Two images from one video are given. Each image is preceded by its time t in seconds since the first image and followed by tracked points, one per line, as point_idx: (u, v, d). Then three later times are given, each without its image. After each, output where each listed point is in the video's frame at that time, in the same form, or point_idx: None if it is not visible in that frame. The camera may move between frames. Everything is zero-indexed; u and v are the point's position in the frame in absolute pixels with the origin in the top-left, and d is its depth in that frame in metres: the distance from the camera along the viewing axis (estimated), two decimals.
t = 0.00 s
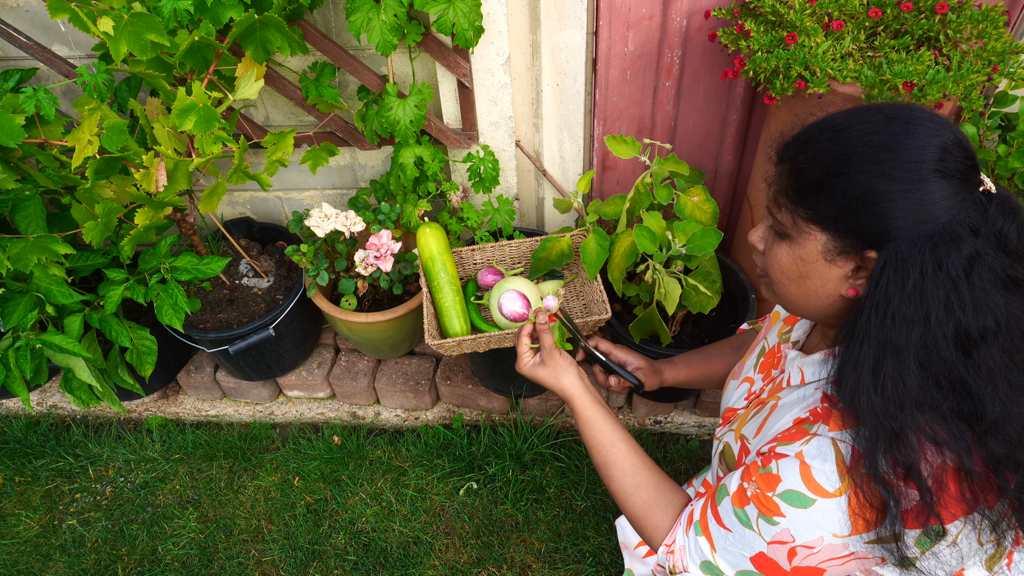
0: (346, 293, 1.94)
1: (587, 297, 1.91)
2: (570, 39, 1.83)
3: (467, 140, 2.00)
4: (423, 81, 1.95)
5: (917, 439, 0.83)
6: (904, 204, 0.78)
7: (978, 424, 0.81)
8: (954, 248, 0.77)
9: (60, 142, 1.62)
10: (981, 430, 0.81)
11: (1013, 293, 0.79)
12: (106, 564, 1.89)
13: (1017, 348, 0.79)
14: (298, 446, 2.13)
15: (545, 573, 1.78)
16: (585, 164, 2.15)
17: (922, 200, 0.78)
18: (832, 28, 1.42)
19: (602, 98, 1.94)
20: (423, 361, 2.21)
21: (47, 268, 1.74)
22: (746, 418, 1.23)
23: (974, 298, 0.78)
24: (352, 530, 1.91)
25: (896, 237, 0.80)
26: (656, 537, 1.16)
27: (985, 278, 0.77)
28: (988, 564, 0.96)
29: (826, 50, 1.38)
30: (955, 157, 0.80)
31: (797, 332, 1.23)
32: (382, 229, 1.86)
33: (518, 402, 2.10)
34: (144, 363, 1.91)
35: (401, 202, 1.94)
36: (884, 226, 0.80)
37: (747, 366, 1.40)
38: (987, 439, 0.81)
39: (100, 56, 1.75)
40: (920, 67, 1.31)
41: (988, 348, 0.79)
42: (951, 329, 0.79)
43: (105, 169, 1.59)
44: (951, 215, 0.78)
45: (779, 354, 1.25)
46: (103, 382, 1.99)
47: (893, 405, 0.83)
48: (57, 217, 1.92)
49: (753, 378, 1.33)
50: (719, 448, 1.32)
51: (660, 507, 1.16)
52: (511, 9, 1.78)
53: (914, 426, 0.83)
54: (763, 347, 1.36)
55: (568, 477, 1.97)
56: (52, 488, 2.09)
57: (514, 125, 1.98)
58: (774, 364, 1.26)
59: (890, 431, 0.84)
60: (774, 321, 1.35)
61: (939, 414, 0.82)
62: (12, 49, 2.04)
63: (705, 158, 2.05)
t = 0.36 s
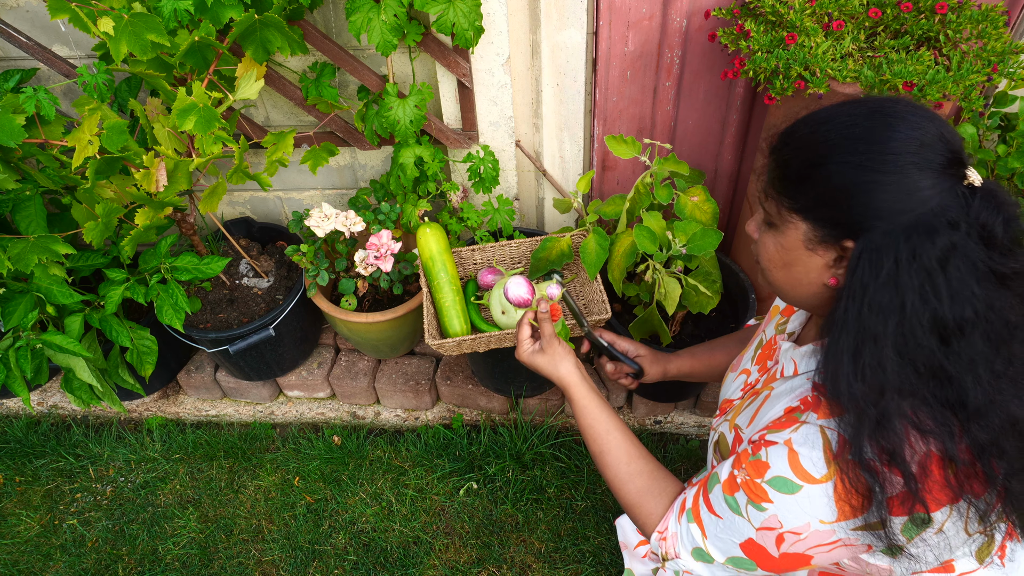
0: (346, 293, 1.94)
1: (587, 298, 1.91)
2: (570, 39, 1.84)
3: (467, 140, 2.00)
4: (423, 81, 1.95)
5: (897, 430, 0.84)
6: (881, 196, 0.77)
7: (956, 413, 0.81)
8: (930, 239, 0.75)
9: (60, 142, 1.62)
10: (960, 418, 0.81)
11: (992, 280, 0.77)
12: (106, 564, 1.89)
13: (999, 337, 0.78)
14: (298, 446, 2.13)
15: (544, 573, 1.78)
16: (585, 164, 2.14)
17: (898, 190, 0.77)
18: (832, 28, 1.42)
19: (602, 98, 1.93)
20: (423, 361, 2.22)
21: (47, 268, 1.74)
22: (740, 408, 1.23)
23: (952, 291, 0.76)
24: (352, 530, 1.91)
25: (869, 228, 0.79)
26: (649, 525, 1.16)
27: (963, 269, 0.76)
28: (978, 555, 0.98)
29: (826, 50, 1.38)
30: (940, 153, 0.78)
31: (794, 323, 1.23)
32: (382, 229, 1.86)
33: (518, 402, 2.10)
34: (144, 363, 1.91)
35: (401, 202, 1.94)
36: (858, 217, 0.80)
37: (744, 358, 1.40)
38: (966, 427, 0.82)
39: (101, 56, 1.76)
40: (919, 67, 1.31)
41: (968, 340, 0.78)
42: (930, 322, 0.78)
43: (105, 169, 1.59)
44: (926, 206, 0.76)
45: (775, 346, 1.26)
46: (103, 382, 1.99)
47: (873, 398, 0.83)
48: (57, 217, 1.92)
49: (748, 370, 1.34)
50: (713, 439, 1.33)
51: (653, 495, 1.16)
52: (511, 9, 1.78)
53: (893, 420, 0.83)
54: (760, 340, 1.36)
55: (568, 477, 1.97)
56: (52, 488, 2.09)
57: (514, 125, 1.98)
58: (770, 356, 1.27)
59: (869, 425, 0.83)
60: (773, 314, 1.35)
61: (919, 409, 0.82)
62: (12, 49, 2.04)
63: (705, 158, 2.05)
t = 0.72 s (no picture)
0: (346, 293, 1.94)
1: (587, 298, 1.91)
2: (570, 39, 1.84)
3: (467, 140, 2.00)
4: (423, 81, 1.95)
5: (912, 360, 0.88)
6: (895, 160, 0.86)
7: (979, 348, 0.83)
8: (933, 192, 0.81)
9: (60, 142, 1.62)
10: (984, 353, 0.83)
11: (1016, 222, 0.79)
12: (106, 564, 1.89)
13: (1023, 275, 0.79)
14: (298, 446, 2.13)
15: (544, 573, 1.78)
16: (585, 165, 2.14)
17: (903, 150, 0.86)
18: (832, 28, 1.42)
19: (601, 98, 1.93)
20: (423, 361, 2.22)
21: (47, 268, 1.74)
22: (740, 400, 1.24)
23: (960, 236, 0.80)
24: (352, 530, 1.91)
25: (881, 179, 0.88)
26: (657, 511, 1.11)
27: (973, 214, 0.79)
28: (1005, 517, 0.99)
29: (826, 50, 1.38)
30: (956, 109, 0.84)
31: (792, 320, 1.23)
32: (382, 229, 1.86)
33: (518, 401, 2.10)
34: (144, 363, 1.91)
35: (401, 202, 1.94)
36: (875, 171, 0.89)
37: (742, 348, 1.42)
38: (992, 356, 0.83)
39: (101, 56, 1.76)
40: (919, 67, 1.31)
41: (978, 285, 0.80)
42: (938, 267, 0.82)
43: (105, 169, 1.59)
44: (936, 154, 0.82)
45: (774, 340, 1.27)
46: (104, 382, 1.99)
47: (887, 341, 0.88)
48: (57, 217, 1.93)
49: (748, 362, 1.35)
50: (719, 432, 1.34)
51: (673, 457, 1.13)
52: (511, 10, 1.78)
53: (908, 346, 0.88)
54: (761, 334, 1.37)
55: (568, 477, 1.97)
56: (52, 488, 2.09)
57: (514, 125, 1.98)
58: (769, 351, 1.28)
59: (883, 357, 0.89)
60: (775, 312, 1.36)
61: (935, 348, 0.85)
62: (12, 49, 2.04)
63: (705, 158, 2.05)
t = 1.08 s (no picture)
0: (346, 293, 1.94)
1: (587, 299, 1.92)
2: (570, 39, 1.83)
3: (467, 140, 2.00)
4: (423, 81, 1.95)
5: (887, 361, 0.90)
6: (873, 162, 0.86)
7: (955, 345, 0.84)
8: (908, 196, 0.82)
9: (60, 142, 1.62)
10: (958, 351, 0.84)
11: (990, 230, 0.79)
12: (106, 564, 1.89)
13: (998, 281, 0.79)
14: (298, 446, 2.13)
15: (544, 573, 1.78)
16: (585, 165, 2.14)
17: (881, 152, 0.86)
18: (832, 28, 1.41)
19: (602, 98, 1.93)
20: (423, 361, 2.21)
21: (47, 268, 1.74)
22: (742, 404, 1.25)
23: (933, 241, 0.81)
24: (352, 530, 1.91)
25: (857, 182, 0.89)
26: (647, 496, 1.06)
27: (947, 219, 0.80)
28: (993, 511, 1.00)
29: (826, 50, 1.38)
30: (943, 112, 0.83)
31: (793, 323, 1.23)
32: (382, 229, 1.86)
33: (518, 401, 2.10)
34: (144, 363, 1.91)
35: (401, 203, 1.94)
36: (852, 172, 0.90)
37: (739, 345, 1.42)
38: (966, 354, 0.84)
39: (101, 56, 1.75)
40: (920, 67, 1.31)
41: (952, 288, 0.81)
42: (910, 271, 0.84)
43: (105, 169, 1.59)
44: (912, 160, 0.83)
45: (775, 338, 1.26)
46: (103, 382, 1.99)
47: (860, 343, 0.90)
48: (57, 217, 1.93)
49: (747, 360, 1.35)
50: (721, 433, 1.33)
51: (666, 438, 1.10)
52: (512, 9, 1.78)
53: (882, 348, 0.90)
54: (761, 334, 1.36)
55: (568, 477, 1.97)
56: (52, 488, 2.09)
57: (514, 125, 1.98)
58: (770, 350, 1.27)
59: (858, 358, 0.91)
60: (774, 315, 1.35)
61: (908, 348, 0.86)
62: (12, 49, 2.04)
63: (705, 158, 2.05)
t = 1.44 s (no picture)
0: (346, 293, 1.94)
1: (587, 298, 1.91)
2: (570, 39, 1.83)
3: (467, 140, 2.00)
4: (423, 81, 1.95)
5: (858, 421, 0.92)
6: (855, 197, 0.86)
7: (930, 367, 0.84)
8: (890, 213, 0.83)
9: (60, 142, 1.62)
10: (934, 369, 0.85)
11: (968, 284, 0.81)
12: (106, 564, 1.89)
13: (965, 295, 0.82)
14: (298, 446, 2.13)
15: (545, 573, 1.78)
16: (585, 165, 2.14)
17: (867, 185, 0.85)
18: (832, 28, 1.41)
19: (602, 98, 1.93)
20: (423, 361, 2.22)
21: (47, 268, 1.73)
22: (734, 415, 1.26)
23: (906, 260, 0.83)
24: (352, 529, 1.91)
25: (838, 220, 0.88)
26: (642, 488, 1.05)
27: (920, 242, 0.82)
28: (978, 534, 1.05)
29: (826, 50, 1.38)
30: (937, 148, 0.82)
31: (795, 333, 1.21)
32: (382, 229, 1.86)
33: (518, 402, 2.10)
34: (144, 363, 1.91)
35: (401, 203, 1.94)
36: (834, 205, 0.89)
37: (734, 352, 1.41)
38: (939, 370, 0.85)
39: (101, 55, 1.75)
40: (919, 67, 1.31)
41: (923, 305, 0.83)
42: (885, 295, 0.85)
43: (105, 169, 1.58)
44: (894, 202, 0.83)
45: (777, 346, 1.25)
46: (103, 382, 1.99)
47: (831, 407, 0.91)
48: (57, 217, 1.93)
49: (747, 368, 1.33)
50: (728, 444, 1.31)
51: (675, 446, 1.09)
52: (512, 9, 1.78)
53: (852, 408, 0.92)
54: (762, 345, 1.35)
55: (568, 477, 1.97)
56: (52, 488, 2.09)
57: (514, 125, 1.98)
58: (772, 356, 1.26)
59: (830, 422, 0.93)
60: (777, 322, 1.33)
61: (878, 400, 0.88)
62: (12, 49, 2.04)
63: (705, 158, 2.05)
